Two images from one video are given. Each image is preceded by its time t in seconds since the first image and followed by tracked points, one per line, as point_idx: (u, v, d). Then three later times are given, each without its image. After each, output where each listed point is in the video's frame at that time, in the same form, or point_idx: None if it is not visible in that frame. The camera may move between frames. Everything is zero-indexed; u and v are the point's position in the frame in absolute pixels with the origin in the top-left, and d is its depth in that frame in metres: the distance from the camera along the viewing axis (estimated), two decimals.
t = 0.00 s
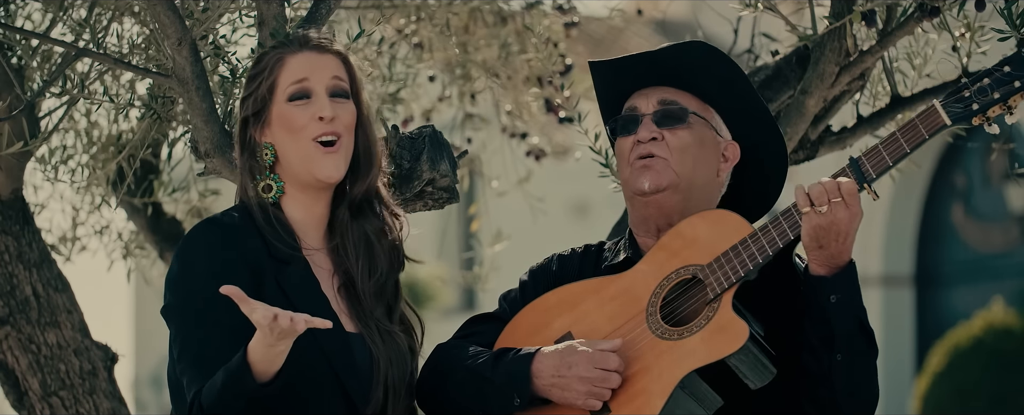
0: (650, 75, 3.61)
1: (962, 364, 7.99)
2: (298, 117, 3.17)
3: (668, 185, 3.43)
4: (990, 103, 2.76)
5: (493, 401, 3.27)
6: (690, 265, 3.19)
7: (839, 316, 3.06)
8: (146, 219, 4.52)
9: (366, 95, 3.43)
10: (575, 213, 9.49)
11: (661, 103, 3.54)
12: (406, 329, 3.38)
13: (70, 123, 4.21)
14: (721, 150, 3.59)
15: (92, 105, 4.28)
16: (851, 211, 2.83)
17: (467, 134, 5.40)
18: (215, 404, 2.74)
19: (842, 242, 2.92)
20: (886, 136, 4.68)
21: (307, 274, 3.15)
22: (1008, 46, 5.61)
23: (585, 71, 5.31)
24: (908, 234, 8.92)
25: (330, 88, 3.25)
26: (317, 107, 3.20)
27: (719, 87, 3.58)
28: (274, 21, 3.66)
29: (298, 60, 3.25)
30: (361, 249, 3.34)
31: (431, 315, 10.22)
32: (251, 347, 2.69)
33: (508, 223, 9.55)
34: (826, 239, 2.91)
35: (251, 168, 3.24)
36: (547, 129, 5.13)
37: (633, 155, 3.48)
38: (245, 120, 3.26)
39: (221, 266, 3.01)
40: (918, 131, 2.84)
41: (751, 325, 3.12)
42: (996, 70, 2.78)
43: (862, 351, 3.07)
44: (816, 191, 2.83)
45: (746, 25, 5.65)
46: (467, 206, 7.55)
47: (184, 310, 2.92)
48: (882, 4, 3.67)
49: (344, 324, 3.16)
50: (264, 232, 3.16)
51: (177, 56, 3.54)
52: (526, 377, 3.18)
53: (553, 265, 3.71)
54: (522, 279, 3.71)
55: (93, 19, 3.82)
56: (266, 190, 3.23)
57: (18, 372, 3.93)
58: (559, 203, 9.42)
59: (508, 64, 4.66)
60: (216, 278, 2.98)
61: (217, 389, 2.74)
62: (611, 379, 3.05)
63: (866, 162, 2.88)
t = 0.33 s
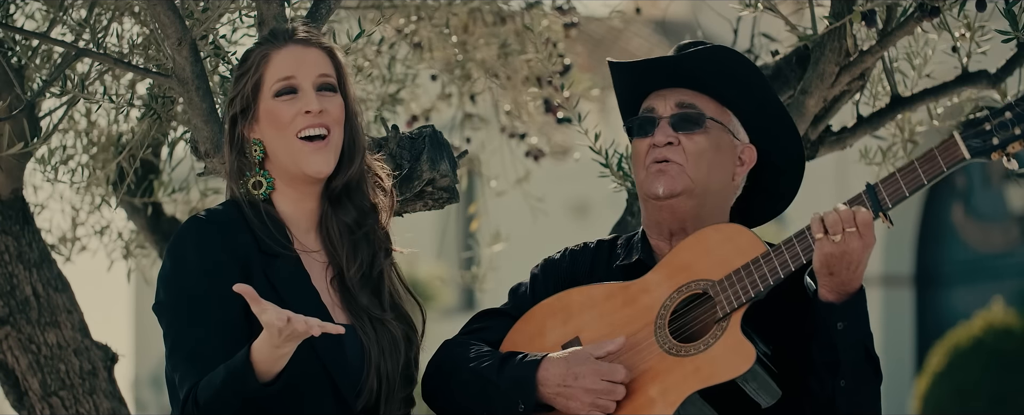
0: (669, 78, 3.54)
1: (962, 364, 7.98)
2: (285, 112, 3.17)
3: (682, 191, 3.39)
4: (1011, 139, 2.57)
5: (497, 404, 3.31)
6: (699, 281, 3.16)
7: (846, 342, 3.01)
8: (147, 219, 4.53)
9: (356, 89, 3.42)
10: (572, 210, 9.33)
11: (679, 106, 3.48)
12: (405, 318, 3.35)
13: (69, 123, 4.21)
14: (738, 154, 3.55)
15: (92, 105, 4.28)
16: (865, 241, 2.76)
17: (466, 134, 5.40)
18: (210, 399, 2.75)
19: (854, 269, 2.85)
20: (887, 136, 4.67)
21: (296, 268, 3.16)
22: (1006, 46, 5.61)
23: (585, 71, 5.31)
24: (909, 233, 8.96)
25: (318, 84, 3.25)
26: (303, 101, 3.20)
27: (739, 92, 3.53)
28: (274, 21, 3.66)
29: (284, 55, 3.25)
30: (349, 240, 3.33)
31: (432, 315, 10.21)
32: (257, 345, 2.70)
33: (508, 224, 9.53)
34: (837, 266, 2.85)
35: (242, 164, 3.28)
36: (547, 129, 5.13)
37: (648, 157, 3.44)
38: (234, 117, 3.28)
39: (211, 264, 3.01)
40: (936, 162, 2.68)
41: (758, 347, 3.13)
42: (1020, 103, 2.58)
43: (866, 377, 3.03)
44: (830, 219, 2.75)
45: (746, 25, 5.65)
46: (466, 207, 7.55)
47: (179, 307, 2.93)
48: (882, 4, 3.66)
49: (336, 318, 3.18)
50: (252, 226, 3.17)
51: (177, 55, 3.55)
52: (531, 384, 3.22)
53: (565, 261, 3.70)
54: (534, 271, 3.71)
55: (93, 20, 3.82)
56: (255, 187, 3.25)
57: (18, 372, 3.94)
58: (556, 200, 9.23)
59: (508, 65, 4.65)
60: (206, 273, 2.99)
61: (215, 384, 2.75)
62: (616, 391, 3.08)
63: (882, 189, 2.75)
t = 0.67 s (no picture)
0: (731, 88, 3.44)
1: (961, 364, 7.96)
2: (292, 107, 3.17)
3: (710, 202, 3.35)
4: None
5: (492, 400, 3.33)
6: (704, 300, 3.14)
7: (836, 387, 3.07)
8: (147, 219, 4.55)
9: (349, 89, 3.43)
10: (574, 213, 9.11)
11: (725, 118, 3.42)
12: (404, 319, 3.35)
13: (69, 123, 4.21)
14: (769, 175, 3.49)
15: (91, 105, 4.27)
16: (866, 290, 2.81)
17: (465, 134, 5.39)
18: (225, 385, 2.84)
19: (852, 314, 2.90)
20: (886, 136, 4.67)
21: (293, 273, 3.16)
22: (1005, 47, 5.61)
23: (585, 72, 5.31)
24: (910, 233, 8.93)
25: (323, 83, 3.26)
26: (312, 96, 3.19)
27: (789, 118, 3.48)
28: (274, 21, 3.66)
29: (287, 53, 3.25)
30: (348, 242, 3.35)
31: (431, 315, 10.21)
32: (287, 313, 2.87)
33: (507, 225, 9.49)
34: (837, 309, 2.90)
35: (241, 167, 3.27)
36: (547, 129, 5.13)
37: (682, 161, 3.39)
38: (235, 118, 3.24)
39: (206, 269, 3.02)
40: (953, 215, 2.65)
41: (754, 374, 3.13)
42: None
43: None
44: (838, 263, 2.78)
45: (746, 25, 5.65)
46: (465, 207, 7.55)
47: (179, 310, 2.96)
48: (881, 4, 3.66)
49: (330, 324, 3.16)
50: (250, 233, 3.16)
51: (177, 56, 3.55)
52: (528, 385, 3.24)
53: (579, 254, 3.70)
54: (548, 261, 3.74)
55: (93, 20, 3.82)
56: (255, 189, 3.23)
57: (18, 372, 3.94)
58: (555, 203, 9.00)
59: (508, 64, 4.64)
60: (201, 278, 3.00)
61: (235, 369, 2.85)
62: (610, 402, 3.12)
63: (896, 233, 2.75)
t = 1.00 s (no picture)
0: (771, 103, 3.42)
1: (960, 364, 7.95)
2: (314, 108, 3.23)
3: (731, 217, 3.32)
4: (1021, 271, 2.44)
5: (477, 392, 3.36)
6: (698, 320, 3.15)
7: None
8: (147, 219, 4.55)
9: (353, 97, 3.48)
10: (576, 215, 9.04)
11: (764, 134, 3.39)
12: (395, 328, 3.36)
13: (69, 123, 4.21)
14: (793, 196, 3.43)
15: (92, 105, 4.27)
16: (846, 336, 2.80)
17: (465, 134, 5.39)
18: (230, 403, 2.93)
19: (836, 358, 2.89)
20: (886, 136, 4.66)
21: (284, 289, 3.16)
22: (1005, 46, 5.61)
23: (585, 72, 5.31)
24: (909, 233, 8.93)
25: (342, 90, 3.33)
26: (333, 99, 3.26)
27: (822, 143, 3.45)
28: (274, 21, 3.67)
29: (307, 57, 3.32)
30: (341, 258, 3.34)
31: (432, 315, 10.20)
32: (284, 327, 3.03)
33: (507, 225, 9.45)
34: (820, 352, 2.89)
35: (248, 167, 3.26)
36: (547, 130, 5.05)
37: (711, 169, 3.37)
38: (248, 115, 3.26)
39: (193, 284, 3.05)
40: (953, 270, 2.57)
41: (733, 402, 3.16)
42: None
43: None
44: (821, 309, 2.79)
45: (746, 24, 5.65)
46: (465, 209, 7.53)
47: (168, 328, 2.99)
48: (882, 4, 3.65)
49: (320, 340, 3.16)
50: (239, 247, 3.17)
51: (177, 55, 3.55)
52: (512, 384, 3.27)
53: (589, 249, 3.69)
54: (559, 253, 3.74)
55: (93, 20, 3.82)
56: (268, 187, 3.25)
57: (18, 372, 3.94)
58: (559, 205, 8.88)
59: (508, 65, 4.66)
60: (188, 290, 3.04)
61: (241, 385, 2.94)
62: (592, 410, 3.16)
63: (894, 280, 2.69)
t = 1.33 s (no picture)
0: (747, 95, 3.42)
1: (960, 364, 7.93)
2: (285, 126, 3.19)
3: (720, 213, 3.35)
4: None
5: (480, 393, 3.36)
6: (702, 334, 3.17)
7: None
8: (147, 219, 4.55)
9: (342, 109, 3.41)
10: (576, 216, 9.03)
11: (748, 127, 3.40)
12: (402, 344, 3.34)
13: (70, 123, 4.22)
14: (789, 188, 3.44)
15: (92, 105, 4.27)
16: (847, 358, 2.85)
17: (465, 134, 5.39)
18: None
19: (836, 380, 2.92)
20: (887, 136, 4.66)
21: (286, 311, 3.16)
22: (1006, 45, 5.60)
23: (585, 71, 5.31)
24: (909, 232, 8.95)
25: (318, 103, 3.28)
26: (303, 115, 3.22)
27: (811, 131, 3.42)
28: (274, 21, 3.67)
29: (283, 72, 3.28)
30: (346, 269, 3.33)
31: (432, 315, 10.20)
32: (311, 359, 3.09)
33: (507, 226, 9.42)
34: (820, 374, 2.93)
35: (235, 191, 3.26)
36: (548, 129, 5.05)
37: (700, 166, 3.40)
38: (227, 141, 3.27)
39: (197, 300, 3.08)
40: (958, 297, 2.63)
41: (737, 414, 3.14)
42: None
43: None
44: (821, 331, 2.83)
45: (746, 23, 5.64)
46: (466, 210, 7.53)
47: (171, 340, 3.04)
48: (882, 3, 3.66)
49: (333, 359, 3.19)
50: (241, 270, 3.18)
51: (177, 56, 3.56)
52: (515, 388, 3.29)
53: (593, 248, 3.67)
54: (562, 252, 3.72)
55: (93, 20, 3.81)
56: (253, 211, 3.24)
57: (18, 372, 3.94)
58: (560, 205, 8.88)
59: (508, 65, 4.65)
60: (185, 316, 3.06)
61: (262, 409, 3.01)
62: None
63: (899, 304, 2.75)
